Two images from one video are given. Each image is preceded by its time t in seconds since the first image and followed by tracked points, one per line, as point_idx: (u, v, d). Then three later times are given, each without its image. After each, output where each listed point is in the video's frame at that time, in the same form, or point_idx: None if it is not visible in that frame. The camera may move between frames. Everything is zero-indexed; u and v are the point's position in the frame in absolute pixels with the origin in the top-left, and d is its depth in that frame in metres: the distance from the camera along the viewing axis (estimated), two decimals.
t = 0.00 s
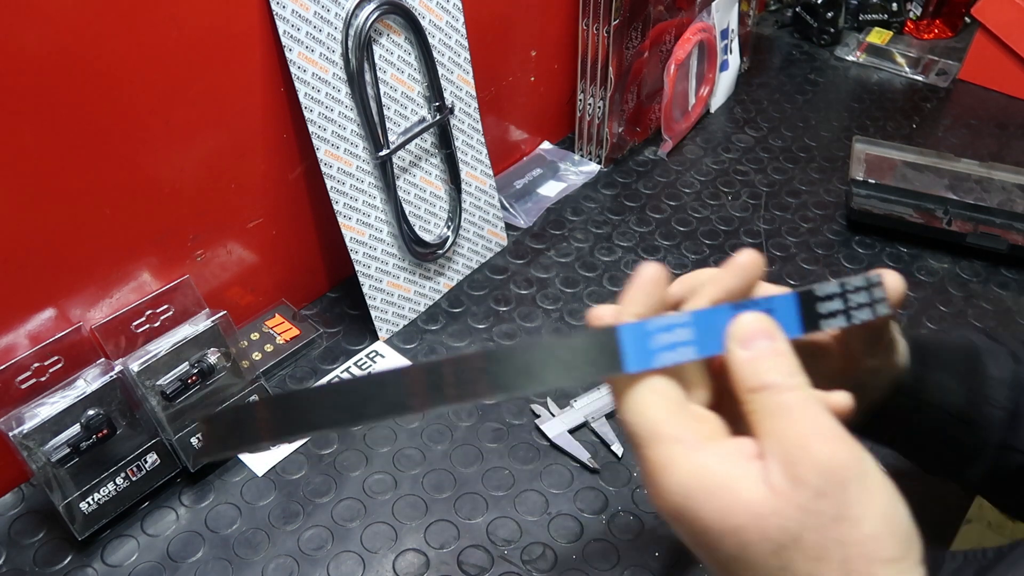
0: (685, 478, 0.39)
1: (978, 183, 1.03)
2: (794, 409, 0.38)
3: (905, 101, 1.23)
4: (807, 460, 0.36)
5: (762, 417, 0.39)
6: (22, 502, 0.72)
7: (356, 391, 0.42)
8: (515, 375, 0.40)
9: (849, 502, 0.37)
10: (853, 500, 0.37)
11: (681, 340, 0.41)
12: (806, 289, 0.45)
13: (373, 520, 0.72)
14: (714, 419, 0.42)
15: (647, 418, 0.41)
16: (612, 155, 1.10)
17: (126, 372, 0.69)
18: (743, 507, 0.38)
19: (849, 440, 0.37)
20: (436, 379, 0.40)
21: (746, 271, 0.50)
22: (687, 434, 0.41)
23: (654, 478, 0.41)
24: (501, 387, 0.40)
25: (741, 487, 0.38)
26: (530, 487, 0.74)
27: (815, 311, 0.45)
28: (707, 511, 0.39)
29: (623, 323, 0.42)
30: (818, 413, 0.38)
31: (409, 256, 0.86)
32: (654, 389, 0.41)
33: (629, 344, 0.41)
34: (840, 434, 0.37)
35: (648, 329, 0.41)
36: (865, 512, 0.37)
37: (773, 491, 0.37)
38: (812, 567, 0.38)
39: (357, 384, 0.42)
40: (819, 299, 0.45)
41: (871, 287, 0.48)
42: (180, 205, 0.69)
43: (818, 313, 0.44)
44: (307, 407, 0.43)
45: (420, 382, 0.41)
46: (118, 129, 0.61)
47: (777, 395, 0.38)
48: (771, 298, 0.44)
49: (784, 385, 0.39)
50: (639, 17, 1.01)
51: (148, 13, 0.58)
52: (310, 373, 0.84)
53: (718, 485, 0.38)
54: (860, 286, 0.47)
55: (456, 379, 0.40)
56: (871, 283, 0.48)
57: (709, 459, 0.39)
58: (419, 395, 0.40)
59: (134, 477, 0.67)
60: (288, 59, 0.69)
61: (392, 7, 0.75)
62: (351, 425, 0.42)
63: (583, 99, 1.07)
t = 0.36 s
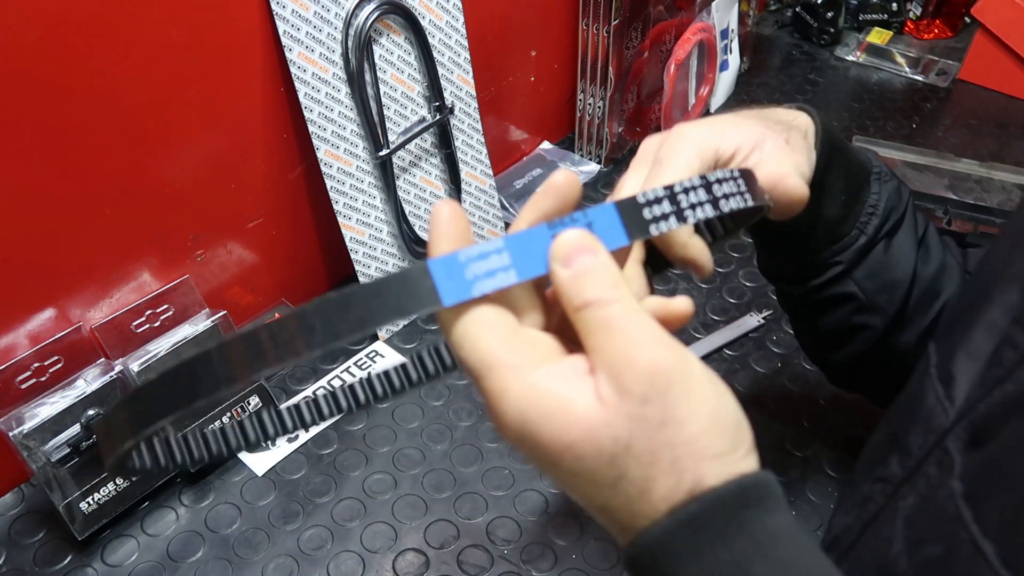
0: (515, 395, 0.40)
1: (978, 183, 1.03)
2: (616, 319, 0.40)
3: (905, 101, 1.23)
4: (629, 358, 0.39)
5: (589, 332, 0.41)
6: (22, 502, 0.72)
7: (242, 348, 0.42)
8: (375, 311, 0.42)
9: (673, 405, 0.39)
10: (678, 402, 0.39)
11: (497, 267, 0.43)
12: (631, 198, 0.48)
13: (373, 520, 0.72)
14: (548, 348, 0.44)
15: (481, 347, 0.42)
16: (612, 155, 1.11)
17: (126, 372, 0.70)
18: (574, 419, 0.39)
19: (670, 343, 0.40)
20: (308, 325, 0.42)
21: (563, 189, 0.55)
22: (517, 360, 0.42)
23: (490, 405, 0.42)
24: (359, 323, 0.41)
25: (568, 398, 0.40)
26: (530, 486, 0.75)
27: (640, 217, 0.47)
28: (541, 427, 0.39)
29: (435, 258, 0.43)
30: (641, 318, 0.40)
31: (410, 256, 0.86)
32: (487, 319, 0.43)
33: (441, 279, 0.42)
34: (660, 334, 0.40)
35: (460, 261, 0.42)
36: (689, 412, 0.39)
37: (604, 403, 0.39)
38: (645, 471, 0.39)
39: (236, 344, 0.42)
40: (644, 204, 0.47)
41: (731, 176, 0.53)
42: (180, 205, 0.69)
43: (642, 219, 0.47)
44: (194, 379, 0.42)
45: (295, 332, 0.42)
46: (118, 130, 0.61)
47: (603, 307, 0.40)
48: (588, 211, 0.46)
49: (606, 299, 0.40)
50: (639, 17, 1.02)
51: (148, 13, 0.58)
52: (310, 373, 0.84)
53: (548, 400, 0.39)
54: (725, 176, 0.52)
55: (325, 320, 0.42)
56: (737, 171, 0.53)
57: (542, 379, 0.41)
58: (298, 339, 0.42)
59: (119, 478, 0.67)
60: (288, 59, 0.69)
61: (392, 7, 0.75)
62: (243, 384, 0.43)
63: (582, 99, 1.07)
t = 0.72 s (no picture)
0: (471, 450, 0.40)
1: (978, 182, 1.03)
2: (572, 366, 0.39)
3: (905, 101, 1.23)
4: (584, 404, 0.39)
5: (545, 381, 0.40)
6: (22, 502, 0.72)
7: (202, 422, 0.41)
8: (334, 377, 0.41)
9: (628, 451, 0.39)
10: (635, 446, 0.39)
11: (455, 320, 0.43)
12: (579, 241, 0.48)
13: (373, 520, 0.72)
14: (505, 401, 0.44)
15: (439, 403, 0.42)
16: (612, 155, 1.10)
17: (126, 372, 0.69)
18: (530, 472, 0.39)
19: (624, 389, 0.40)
20: (269, 394, 0.41)
21: (517, 252, 0.53)
22: (473, 413, 0.41)
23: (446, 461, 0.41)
24: (321, 389, 0.41)
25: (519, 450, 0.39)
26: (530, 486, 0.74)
27: (591, 260, 0.47)
28: (497, 481, 0.39)
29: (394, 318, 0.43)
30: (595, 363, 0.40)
31: (410, 256, 0.86)
32: (446, 374, 0.43)
33: (401, 340, 0.42)
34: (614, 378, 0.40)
35: (419, 318, 0.42)
36: (645, 455, 0.39)
37: (561, 452, 0.39)
38: (604, 519, 0.39)
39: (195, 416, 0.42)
40: (592, 248, 0.47)
41: (684, 209, 0.52)
42: (180, 205, 0.69)
43: (593, 262, 0.47)
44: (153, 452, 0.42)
45: (256, 404, 0.41)
46: (118, 130, 0.61)
47: (558, 354, 0.40)
48: (540, 258, 0.46)
49: (562, 344, 0.40)
50: (639, 17, 1.01)
51: (147, 12, 0.58)
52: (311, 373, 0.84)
53: (503, 455, 0.39)
54: (676, 210, 0.52)
55: (285, 389, 0.41)
56: (693, 203, 0.54)
57: (498, 433, 0.40)
58: (259, 410, 0.41)
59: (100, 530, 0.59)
60: (288, 59, 0.69)
61: (392, 7, 0.75)
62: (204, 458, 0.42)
63: (582, 99, 1.07)
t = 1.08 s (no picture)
0: (508, 484, 0.39)
1: (978, 183, 1.03)
2: (622, 411, 0.37)
3: (905, 101, 1.23)
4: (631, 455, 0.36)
5: (595, 421, 0.38)
6: (22, 502, 0.72)
7: (243, 417, 0.36)
8: (392, 391, 0.37)
9: (671, 513, 0.36)
10: (680, 510, 0.36)
11: (511, 346, 0.39)
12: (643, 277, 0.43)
13: (373, 520, 0.72)
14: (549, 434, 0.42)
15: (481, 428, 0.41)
16: (612, 155, 1.10)
17: (126, 372, 0.69)
18: (564, 514, 0.37)
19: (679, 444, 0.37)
20: (318, 395, 0.37)
21: (576, 288, 0.50)
22: (516, 442, 0.40)
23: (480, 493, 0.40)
24: (375, 398, 0.37)
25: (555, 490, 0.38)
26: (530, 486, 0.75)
27: (653, 300, 0.42)
28: (531, 519, 0.38)
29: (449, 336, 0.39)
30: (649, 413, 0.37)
31: (410, 256, 0.86)
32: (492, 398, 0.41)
33: (454, 358, 0.39)
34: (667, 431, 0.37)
35: (474, 338, 0.39)
36: (689, 523, 0.37)
37: (599, 499, 0.37)
38: None
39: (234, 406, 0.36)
40: (658, 288, 0.42)
41: (749, 258, 0.46)
42: (180, 205, 0.69)
43: (655, 305, 0.42)
44: (185, 437, 0.36)
45: (301, 403, 0.37)
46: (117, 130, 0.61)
47: (612, 395, 0.37)
48: (605, 291, 0.42)
49: (614, 385, 0.37)
50: (639, 17, 1.01)
51: (148, 12, 0.58)
52: (310, 373, 0.84)
53: (540, 492, 0.38)
54: (741, 259, 0.45)
55: (336, 394, 0.37)
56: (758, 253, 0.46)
57: (538, 468, 0.39)
58: (304, 409, 0.37)
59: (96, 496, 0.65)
60: (288, 59, 0.69)
61: (392, 7, 0.75)
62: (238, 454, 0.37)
63: (583, 99, 1.07)
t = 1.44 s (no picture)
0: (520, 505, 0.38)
1: (978, 183, 1.03)
2: (628, 437, 0.35)
3: (905, 101, 1.23)
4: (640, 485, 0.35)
5: (602, 444, 0.37)
6: (22, 502, 0.72)
7: (277, 406, 0.37)
8: (421, 391, 0.37)
9: (689, 539, 0.35)
10: (695, 535, 0.35)
11: (544, 361, 0.39)
12: (687, 307, 0.42)
13: (373, 520, 0.72)
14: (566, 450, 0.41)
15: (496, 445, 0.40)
16: (612, 155, 1.10)
17: (126, 372, 0.69)
18: (575, 540, 0.36)
19: (692, 468, 0.35)
20: (350, 392, 0.37)
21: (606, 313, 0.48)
22: (528, 460, 0.39)
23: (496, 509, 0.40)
24: (404, 396, 0.37)
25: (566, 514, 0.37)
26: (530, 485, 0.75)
27: (695, 330, 0.42)
28: (543, 542, 0.37)
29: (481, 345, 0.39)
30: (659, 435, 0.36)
31: (410, 256, 0.86)
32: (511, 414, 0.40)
33: (482, 367, 0.38)
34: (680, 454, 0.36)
35: (508, 350, 0.39)
36: (705, 546, 0.36)
37: (612, 527, 0.36)
38: None
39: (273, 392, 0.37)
40: (701, 318, 0.42)
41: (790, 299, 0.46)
42: (180, 205, 0.69)
43: (697, 334, 0.41)
44: (224, 417, 0.37)
45: (332, 398, 0.37)
46: (117, 130, 0.61)
47: (613, 415, 0.36)
48: (647, 315, 0.41)
49: (619, 409, 0.36)
50: (639, 17, 1.01)
51: (148, 12, 0.58)
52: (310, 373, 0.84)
53: (548, 516, 0.37)
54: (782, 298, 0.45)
55: (366, 392, 0.37)
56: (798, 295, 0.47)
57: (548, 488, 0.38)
58: (335, 406, 0.37)
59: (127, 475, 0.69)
60: (288, 59, 0.69)
61: (392, 7, 0.75)
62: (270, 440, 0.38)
63: (583, 99, 1.07)
